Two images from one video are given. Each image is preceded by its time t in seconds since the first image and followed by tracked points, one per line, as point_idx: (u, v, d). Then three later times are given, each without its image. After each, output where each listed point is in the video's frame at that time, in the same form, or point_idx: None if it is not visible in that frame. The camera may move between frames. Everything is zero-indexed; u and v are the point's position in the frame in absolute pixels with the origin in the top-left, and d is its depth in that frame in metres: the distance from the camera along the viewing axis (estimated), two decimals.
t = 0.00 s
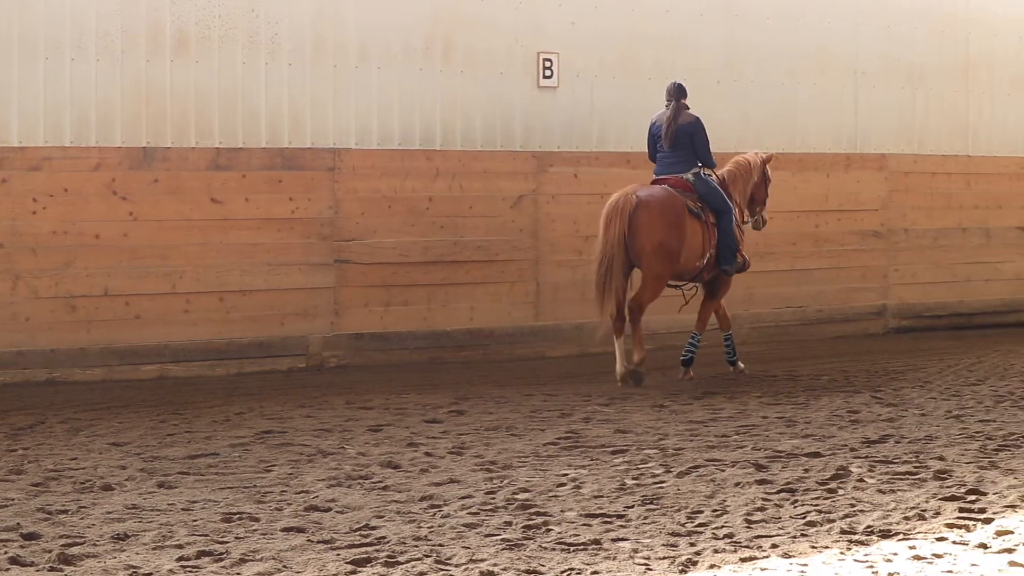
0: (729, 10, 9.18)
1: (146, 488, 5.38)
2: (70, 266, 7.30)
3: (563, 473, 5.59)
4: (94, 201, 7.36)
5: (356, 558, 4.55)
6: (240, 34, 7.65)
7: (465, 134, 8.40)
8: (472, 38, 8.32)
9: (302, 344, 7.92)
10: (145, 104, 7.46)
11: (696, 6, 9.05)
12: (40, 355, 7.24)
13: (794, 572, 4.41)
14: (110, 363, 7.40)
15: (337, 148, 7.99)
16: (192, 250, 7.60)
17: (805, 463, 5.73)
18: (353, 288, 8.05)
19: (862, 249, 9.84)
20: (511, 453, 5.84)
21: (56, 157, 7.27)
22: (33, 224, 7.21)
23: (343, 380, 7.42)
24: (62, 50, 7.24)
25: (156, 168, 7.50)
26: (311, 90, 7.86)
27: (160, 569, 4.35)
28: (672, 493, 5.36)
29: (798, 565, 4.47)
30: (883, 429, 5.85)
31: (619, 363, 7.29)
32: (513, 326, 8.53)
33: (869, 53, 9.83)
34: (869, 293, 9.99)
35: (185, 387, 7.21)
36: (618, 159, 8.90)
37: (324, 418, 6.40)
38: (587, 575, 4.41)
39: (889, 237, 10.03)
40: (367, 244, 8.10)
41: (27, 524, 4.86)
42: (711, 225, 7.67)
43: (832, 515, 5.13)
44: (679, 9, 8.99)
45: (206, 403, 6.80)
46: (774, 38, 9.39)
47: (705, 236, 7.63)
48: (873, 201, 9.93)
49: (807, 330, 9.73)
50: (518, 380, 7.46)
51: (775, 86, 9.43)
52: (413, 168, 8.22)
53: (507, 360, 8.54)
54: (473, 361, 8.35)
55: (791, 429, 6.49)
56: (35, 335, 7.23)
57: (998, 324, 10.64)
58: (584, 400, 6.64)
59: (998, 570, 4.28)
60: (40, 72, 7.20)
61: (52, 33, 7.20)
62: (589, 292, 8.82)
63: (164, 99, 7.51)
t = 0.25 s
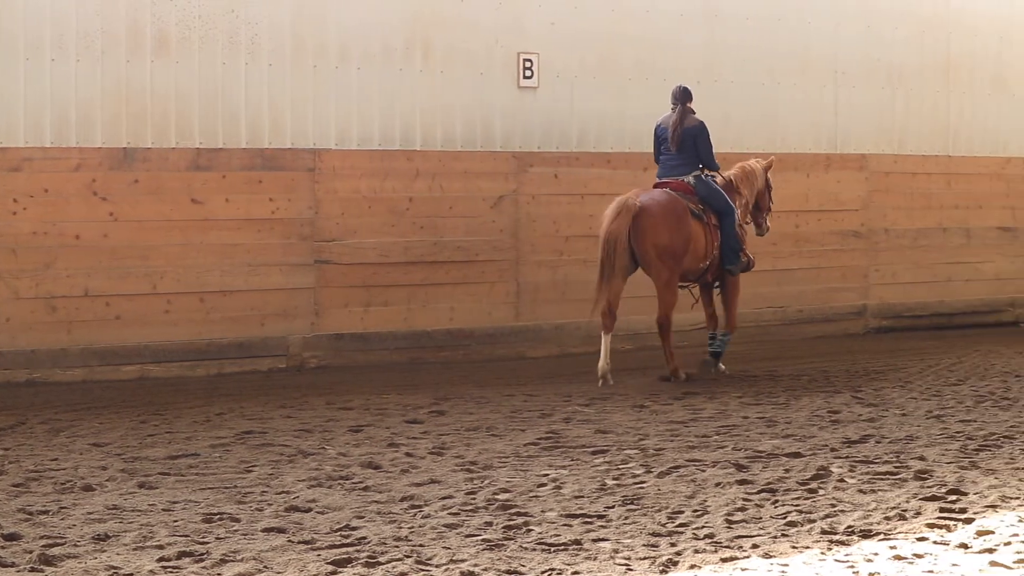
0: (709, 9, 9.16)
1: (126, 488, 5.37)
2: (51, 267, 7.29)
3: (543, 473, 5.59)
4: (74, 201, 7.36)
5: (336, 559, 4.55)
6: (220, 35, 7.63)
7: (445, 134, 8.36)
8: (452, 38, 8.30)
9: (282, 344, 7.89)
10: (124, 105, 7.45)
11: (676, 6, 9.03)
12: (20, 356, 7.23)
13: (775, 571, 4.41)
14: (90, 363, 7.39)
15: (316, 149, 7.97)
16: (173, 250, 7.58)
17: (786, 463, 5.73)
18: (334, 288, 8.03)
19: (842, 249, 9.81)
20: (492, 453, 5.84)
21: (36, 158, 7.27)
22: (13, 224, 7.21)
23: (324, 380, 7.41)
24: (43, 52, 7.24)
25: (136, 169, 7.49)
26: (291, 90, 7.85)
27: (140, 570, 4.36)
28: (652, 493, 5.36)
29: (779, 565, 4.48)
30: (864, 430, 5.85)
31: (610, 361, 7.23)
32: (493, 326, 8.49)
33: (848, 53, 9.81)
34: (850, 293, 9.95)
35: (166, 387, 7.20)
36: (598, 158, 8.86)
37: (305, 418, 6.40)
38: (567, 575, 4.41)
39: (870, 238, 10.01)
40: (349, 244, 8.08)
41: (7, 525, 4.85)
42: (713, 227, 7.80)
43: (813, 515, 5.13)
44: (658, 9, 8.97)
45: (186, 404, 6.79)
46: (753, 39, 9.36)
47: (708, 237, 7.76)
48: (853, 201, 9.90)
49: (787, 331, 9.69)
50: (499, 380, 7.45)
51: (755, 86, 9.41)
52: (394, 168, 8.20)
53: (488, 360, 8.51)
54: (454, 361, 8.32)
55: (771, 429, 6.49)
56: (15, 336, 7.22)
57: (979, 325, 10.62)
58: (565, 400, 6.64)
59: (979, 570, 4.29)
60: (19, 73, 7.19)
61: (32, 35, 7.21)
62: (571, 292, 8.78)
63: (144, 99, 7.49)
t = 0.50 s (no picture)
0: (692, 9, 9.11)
1: (109, 489, 5.37)
2: (33, 267, 7.25)
3: (526, 473, 5.59)
4: (57, 201, 7.32)
5: (319, 559, 4.56)
6: (203, 35, 7.59)
7: (428, 135, 8.32)
8: (434, 37, 8.25)
9: (265, 344, 7.87)
10: (107, 105, 7.41)
11: (659, 5, 8.98)
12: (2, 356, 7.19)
13: (757, 571, 4.42)
14: (73, 364, 7.36)
15: (299, 149, 7.93)
16: (156, 251, 7.55)
17: (769, 463, 5.73)
18: (316, 288, 8.00)
19: (825, 249, 9.79)
20: (475, 453, 5.84)
21: (19, 158, 7.23)
22: None
23: (306, 380, 7.40)
24: (25, 52, 7.18)
25: (119, 169, 7.46)
26: (274, 91, 7.81)
27: (123, 571, 4.36)
28: (635, 493, 5.36)
29: (761, 565, 4.49)
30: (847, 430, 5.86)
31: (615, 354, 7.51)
32: (476, 326, 8.48)
33: (831, 53, 9.78)
34: (832, 293, 9.94)
35: (150, 387, 7.19)
36: (581, 159, 8.83)
37: (287, 418, 6.40)
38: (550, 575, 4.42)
39: (853, 237, 9.99)
40: (332, 245, 8.06)
41: None
42: (722, 223, 7.94)
43: (796, 515, 5.13)
44: (641, 8, 8.92)
45: (168, 404, 6.78)
46: (736, 39, 9.31)
47: (719, 234, 7.89)
48: (836, 201, 9.88)
49: (768, 331, 9.67)
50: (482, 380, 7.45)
51: (738, 86, 9.36)
52: (378, 169, 8.17)
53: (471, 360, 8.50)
54: (436, 361, 8.31)
55: (754, 429, 6.49)
56: None
57: (961, 325, 10.62)
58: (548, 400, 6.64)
59: (962, 570, 4.30)
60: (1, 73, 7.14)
61: (13, 34, 7.15)
62: (552, 292, 8.76)
63: (126, 100, 7.45)
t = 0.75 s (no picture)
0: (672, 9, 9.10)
1: (89, 489, 5.36)
2: (13, 268, 7.16)
3: (506, 473, 5.59)
4: (37, 202, 7.24)
5: (300, 559, 4.56)
6: (184, 36, 7.53)
7: (409, 135, 8.28)
8: (415, 37, 8.20)
9: (245, 344, 7.82)
10: (89, 105, 7.34)
11: (638, 6, 8.96)
12: None
13: (738, 571, 4.43)
14: (53, 365, 7.28)
15: (280, 149, 7.87)
16: (136, 251, 7.48)
17: (749, 462, 5.74)
18: (297, 288, 7.94)
19: (805, 249, 9.76)
20: (455, 453, 5.84)
21: None
22: None
23: (286, 380, 7.38)
24: (5, 54, 7.10)
25: (100, 169, 7.39)
26: (256, 91, 7.75)
27: (104, 571, 4.36)
28: (616, 493, 5.36)
29: (742, 565, 4.50)
30: (828, 430, 5.85)
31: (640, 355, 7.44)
32: (456, 326, 8.44)
33: (811, 54, 9.76)
34: (813, 293, 9.92)
35: (131, 387, 7.15)
36: (561, 158, 8.80)
37: (268, 418, 6.40)
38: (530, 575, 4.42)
39: (833, 237, 9.97)
40: (313, 245, 7.99)
41: None
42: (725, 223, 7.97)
43: (776, 515, 5.14)
44: (620, 10, 8.90)
45: (149, 404, 6.77)
46: (714, 39, 9.29)
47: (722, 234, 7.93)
48: (816, 201, 9.86)
49: (749, 330, 9.65)
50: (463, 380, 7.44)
51: (718, 86, 9.34)
52: (359, 169, 8.11)
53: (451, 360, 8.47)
54: (417, 362, 8.26)
55: (734, 429, 6.50)
56: None
57: (941, 324, 10.62)
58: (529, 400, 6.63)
59: (942, 569, 4.31)
60: None
61: None
62: (533, 292, 8.72)
63: (108, 100, 7.39)
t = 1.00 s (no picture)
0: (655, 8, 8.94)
1: (70, 489, 5.34)
2: None
3: (487, 473, 5.59)
4: (15, 203, 7.02)
5: (280, 559, 4.56)
6: (165, 35, 7.32)
7: (388, 136, 8.06)
8: (397, 37, 7.99)
9: (226, 345, 7.62)
10: (69, 106, 7.13)
11: (619, 6, 8.78)
12: None
13: (719, 571, 4.43)
14: (33, 366, 7.09)
15: (260, 150, 7.66)
16: (116, 251, 7.27)
17: (730, 462, 5.74)
18: (277, 288, 7.73)
19: (786, 249, 9.71)
20: (436, 453, 5.84)
21: None
22: None
23: (267, 380, 7.34)
24: None
25: (80, 170, 7.18)
26: (235, 90, 7.53)
27: (85, 572, 4.36)
28: (596, 493, 5.36)
29: (723, 565, 4.50)
30: (809, 430, 5.85)
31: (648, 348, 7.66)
32: (437, 326, 8.27)
33: (792, 53, 9.66)
34: (793, 293, 9.86)
35: (112, 387, 7.08)
36: (543, 158, 8.61)
37: (248, 418, 6.39)
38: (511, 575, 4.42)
39: (814, 237, 9.92)
40: (293, 245, 7.79)
41: None
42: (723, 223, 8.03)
43: (757, 515, 5.14)
44: (600, 9, 8.71)
45: (131, 403, 6.75)
46: (696, 39, 9.15)
47: (720, 233, 7.98)
48: (797, 201, 9.80)
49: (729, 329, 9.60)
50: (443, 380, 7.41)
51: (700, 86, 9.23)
52: (340, 170, 7.91)
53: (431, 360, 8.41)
54: (398, 362, 8.11)
55: (715, 429, 6.50)
56: None
57: (923, 324, 10.60)
58: (509, 400, 6.62)
59: (922, 569, 4.32)
60: None
61: None
62: (514, 292, 8.55)
63: (89, 100, 7.17)
